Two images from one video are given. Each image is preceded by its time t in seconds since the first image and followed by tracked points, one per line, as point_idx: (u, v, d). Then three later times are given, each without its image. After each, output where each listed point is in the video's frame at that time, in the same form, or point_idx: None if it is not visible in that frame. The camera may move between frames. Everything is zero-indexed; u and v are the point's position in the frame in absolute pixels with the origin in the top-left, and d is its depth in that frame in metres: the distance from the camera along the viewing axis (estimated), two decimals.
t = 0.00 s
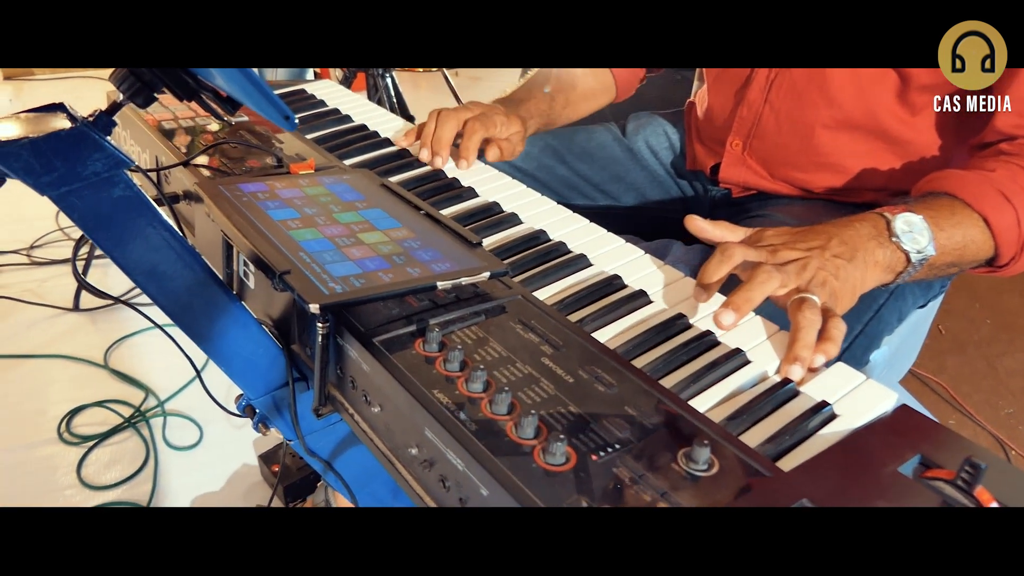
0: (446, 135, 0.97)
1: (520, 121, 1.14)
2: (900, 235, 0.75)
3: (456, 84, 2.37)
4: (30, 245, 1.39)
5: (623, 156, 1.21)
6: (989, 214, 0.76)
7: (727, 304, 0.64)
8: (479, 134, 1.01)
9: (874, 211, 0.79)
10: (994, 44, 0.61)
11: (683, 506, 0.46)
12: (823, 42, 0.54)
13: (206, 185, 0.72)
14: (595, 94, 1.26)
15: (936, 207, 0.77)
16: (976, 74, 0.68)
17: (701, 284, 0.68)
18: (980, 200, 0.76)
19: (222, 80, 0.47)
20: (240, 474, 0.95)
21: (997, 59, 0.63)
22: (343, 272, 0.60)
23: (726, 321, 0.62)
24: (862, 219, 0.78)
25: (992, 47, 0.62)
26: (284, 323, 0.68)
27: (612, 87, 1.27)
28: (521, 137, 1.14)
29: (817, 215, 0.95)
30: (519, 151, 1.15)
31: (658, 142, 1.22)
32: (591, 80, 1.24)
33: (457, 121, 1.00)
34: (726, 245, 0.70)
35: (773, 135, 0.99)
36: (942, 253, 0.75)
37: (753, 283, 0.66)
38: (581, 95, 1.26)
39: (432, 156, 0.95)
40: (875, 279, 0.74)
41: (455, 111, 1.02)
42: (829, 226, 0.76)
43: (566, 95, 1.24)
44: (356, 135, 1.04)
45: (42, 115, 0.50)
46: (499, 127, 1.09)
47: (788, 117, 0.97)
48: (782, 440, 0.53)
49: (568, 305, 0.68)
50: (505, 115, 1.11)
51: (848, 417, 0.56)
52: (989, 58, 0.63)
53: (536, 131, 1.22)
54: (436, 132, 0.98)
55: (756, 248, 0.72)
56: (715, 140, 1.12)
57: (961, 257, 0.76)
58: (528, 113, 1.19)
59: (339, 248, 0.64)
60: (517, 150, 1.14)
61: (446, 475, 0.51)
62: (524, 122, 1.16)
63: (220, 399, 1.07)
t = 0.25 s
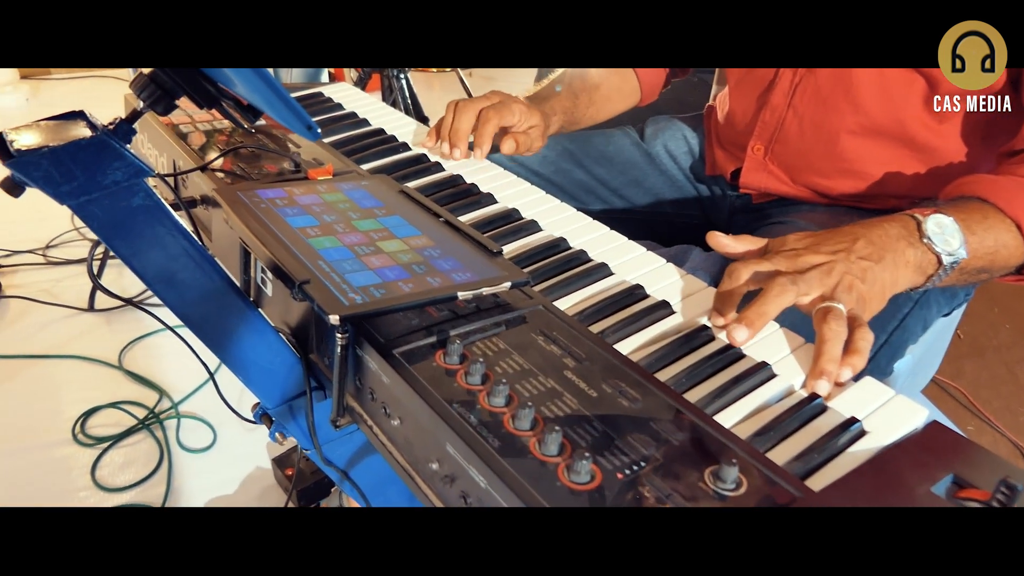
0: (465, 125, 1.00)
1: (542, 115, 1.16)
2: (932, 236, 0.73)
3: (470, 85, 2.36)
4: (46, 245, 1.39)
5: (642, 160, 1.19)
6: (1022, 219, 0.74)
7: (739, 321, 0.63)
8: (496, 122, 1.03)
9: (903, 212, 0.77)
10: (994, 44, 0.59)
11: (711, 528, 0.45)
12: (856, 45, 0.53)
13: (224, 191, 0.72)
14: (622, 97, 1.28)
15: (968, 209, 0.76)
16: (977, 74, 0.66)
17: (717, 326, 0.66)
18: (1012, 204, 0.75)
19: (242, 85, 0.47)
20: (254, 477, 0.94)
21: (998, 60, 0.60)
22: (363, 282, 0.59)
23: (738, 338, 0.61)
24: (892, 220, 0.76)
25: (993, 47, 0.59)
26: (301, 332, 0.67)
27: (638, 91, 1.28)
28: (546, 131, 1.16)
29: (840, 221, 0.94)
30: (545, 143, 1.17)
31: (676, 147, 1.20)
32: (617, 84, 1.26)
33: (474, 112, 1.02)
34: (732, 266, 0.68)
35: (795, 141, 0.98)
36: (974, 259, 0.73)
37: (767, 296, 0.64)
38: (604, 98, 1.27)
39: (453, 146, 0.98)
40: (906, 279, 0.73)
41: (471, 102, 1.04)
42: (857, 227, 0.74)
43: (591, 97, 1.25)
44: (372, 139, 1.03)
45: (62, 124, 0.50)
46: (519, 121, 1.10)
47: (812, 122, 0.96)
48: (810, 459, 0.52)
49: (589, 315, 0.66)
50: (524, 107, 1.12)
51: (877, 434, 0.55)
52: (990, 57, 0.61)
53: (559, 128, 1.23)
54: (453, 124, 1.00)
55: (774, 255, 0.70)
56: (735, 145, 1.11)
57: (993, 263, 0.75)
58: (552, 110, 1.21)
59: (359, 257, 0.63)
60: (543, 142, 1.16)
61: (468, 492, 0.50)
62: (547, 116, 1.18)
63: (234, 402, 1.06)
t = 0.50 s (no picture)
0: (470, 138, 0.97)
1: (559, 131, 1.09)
2: (953, 252, 0.72)
3: (478, 89, 2.35)
4: (55, 246, 1.39)
5: (653, 169, 1.18)
6: None
7: (759, 336, 0.63)
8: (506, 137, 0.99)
9: (923, 227, 0.76)
10: (994, 44, 0.58)
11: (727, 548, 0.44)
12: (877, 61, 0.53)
13: (235, 199, 0.71)
14: (643, 113, 1.23)
15: (986, 225, 0.75)
16: (977, 74, 0.66)
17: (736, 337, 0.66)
18: None
19: (256, 94, 0.47)
20: (260, 482, 0.94)
21: (998, 59, 0.60)
22: (375, 293, 0.59)
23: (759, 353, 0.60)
24: (913, 235, 0.75)
25: (992, 47, 0.59)
26: (312, 342, 0.67)
27: (660, 105, 1.25)
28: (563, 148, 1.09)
29: (853, 231, 0.93)
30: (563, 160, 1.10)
31: (688, 154, 1.20)
32: (640, 98, 1.22)
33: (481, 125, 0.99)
34: (753, 279, 0.67)
35: (809, 151, 0.97)
36: (988, 274, 0.73)
37: (785, 313, 0.64)
38: (629, 112, 1.22)
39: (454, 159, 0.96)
40: (926, 298, 0.72)
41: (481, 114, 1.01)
42: (876, 241, 0.74)
43: (614, 112, 1.20)
44: (383, 146, 1.03)
45: (74, 135, 0.50)
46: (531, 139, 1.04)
47: (826, 132, 0.95)
48: (827, 476, 0.52)
49: (602, 328, 0.66)
50: (537, 122, 1.06)
51: (893, 452, 0.54)
52: (990, 58, 0.61)
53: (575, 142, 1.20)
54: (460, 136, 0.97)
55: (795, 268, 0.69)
56: (747, 154, 1.10)
57: (1012, 277, 0.75)
58: (572, 126, 1.14)
59: (371, 268, 0.63)
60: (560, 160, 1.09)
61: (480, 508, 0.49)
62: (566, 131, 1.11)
63: (241, 406, 1.05)
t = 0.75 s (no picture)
0: (479, 151, 0.96)
1: (569, 152, 1.06)
2: (956, 270, 0.72)
3: (481, 96, 2.35)
4: (58, 250, 1.39)
5: (655, 180, 1.18)
6: None
7: (765, 353, 0.62)
8: (517, 149, 0.99)
9: (926, 244, 0.76)
10: (994, 44, 0.56)
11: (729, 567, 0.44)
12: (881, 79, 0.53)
13: (239, 210, 0.71)
14: (654, 126, 1.20)
15: (988, 242, 0.76)
16: (978, 74, 0.62)
17: (741, 328, 0.66)
18: None
19: (264, 108, 0.47)
20: (260, 490, 0.94)
21: (998, 60, 0.57)
22: (377, 306, 0.59)
23: (764, 371, 0.60)
24: (915, 251, 0.75)
25: (993, 48, 0.57)
26: (314, 353, 0.66)
27: (671, 119, 1.22)
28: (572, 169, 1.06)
29: (855, 245, 0.93)
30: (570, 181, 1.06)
31: (690, 166, 1.20)
32: (651, 111, 1.19)
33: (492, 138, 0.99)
34: (767, 286, 0.68)
35: (812, 165, 0.97)
36: (990, 291, 0.73)
37: (794, 329, 0.64)
38: (641, 125, 1.18)
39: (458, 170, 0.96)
40: (927, 314, 0.72)
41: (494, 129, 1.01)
42: (880, 257, 0.74)
43: (626, 125, 1.16)
44: (386, 156, 1.03)
45: (81, 147, 0.50)
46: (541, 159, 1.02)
47: (829, 146, 0.95)
48: (829, 494, 0.52)
49: (604, 342, 0.66)
50: (547, 143, 1.03)
51: (895, 469, 0.54)
52: (990, 57, 0.58)
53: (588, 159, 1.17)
54: (469, 150, 0.97)
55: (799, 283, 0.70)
56: (749, 166, 1.10)
57: (1013, 295, 0.75)
58: (584, 139, 1.11)
59: (374, 280, 0.63)
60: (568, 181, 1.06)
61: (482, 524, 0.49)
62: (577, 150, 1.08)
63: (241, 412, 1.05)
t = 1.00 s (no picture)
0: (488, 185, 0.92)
1: (565, 161, 1.05)
2: (955, 286, 0.73)
3: (481, 106, 2.36)
4: (57, 261, 1.40)
5: (652, 193, 1.19)
6: None
7: (767, 368, 0.62)
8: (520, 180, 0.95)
9: (923, 258, 0.77)
10: (994, 44, 0.62)
11: None
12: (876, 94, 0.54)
13: (239, 224, 0.72)
14: (641, 131, 1.20)
15: (986, 257, 0.76)
16: (978, 74, 0.69)
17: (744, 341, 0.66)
18: None
19: (260, 127, 0.47)
20: (258, 502, 0.94)
21: (997, 59, 0.64)
22: (375, 321, 0.59)
23: (766, 386, 0.60)
24: (915, 266, 0.75)
25: (993, 48, 0.63)
26: (314, 367, 0.66)
27: (659, 125, 1.23)
28: (564, 180, 1.05)
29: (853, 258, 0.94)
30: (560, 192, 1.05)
31: (688, 179, 1.21)
32: (640, 116, 1.20)
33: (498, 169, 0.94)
34: (770, 301, 0.68)
35: (809, 178, 0.98)
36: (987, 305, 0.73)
37: (797, 344, 0.64)
38: (629, 129, 1.19)
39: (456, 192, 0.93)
40: (926, 329, 0.72)
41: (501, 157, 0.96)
42: (882, 273, 0.73)
43: (615, 130, 1.16)
44: (385, 168, 1.04)
45: (82, 165, 0.51)
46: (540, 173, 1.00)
47: (825, 160, 0.96)
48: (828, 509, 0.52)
49: (601, 356, 0.66)
50: (547, 156, 1.02)
51: (892, 484, 0.54)
52: (990, 58, 0.64)
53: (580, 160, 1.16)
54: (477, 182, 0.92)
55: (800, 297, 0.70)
56: (746, 179, 1.10)
57: (1010, 311, 0.75)
58: (576, 142, 1.11)
59: (372, 294, 0.63)
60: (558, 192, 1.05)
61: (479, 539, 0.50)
62: (570, 157, 1.08)
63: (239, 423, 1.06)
